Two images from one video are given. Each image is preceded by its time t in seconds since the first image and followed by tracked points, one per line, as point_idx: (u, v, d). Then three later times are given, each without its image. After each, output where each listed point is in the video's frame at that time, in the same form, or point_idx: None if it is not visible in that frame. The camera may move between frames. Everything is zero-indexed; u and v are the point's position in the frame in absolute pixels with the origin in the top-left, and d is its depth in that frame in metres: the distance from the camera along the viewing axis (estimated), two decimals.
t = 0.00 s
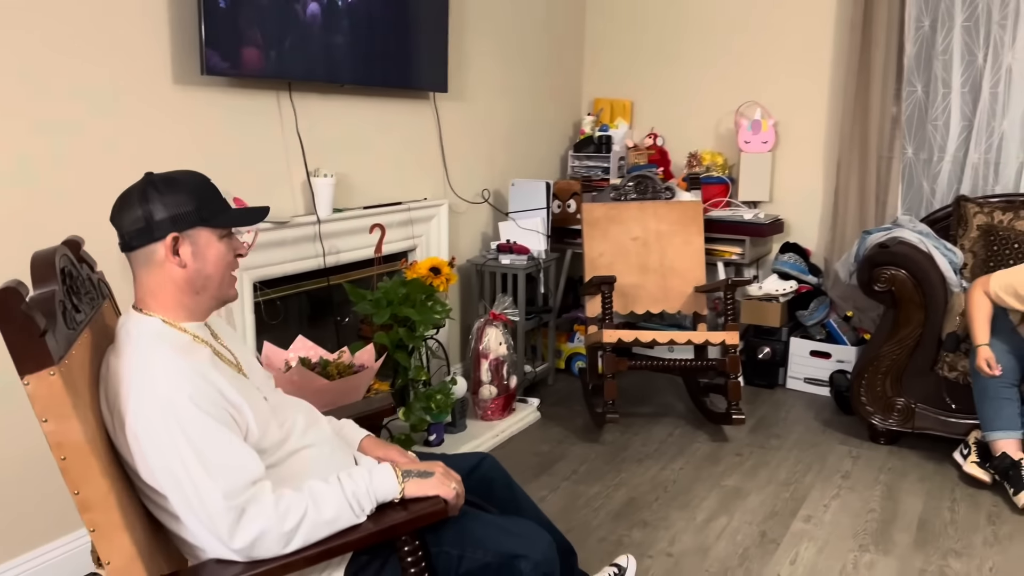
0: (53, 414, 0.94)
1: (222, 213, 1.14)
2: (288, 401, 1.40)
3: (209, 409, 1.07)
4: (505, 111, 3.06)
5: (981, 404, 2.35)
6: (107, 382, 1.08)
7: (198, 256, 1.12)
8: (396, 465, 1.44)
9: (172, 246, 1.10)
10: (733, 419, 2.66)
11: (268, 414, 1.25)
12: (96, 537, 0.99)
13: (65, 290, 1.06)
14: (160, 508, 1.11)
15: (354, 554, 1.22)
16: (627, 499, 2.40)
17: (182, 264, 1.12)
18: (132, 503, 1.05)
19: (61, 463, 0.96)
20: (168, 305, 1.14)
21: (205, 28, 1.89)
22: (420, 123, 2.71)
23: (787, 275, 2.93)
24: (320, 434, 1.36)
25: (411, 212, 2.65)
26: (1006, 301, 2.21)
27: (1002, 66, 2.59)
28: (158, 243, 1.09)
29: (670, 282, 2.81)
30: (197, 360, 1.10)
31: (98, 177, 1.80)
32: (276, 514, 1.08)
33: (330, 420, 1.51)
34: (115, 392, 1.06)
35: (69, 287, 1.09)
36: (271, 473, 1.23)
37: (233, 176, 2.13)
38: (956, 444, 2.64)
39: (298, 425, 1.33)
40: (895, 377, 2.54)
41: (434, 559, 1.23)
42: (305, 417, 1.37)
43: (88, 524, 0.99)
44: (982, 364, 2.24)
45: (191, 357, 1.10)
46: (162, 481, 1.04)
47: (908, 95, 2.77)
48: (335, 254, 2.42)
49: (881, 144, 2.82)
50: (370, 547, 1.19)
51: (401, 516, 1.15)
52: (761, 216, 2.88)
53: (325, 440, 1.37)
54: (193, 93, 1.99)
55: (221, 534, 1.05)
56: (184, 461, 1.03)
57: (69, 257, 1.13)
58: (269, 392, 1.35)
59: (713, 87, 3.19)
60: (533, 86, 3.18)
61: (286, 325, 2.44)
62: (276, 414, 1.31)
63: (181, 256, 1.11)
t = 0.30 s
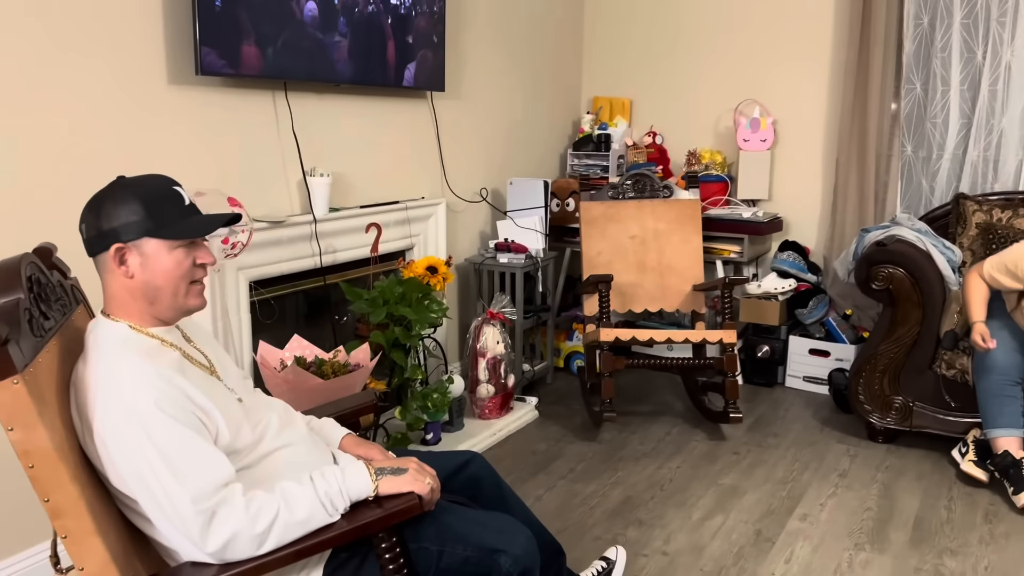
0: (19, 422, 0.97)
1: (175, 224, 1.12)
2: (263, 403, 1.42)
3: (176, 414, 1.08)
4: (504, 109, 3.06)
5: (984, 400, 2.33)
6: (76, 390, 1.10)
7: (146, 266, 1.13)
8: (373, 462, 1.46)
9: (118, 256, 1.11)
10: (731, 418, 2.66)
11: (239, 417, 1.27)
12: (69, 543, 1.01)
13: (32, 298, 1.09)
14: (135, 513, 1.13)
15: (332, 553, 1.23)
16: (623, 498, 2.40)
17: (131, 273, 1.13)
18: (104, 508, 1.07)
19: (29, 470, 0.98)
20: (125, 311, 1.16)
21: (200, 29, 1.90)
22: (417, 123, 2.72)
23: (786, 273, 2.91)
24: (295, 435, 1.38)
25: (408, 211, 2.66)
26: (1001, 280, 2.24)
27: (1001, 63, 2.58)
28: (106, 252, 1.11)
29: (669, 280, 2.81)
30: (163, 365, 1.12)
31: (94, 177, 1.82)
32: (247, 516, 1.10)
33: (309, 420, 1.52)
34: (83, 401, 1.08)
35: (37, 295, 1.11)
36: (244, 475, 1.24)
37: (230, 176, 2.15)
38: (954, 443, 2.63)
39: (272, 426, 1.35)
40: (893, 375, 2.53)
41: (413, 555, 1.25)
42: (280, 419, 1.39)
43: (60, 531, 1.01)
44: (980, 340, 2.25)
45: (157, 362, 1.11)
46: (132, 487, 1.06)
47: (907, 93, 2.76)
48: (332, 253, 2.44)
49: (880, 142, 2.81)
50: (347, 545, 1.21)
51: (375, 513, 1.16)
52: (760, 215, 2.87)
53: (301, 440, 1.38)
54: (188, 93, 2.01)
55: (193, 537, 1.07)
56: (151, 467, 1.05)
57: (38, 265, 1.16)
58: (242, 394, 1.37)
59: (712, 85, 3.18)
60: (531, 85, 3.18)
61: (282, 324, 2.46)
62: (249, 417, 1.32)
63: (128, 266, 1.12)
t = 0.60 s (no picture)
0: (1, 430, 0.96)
1: (113, 236, 1.09)
2: (250, 410, 1.41)
3: (160, 422, 1.08)
4: (485, 111, 3.06)
5: (969, 395, 2.32)
6: (59, 398, 1.09)
7: (96, 279, 1.12)
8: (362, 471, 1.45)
9: (70, 269, 1.12)
10: (714, 417, 2.67)
11: (225, 425, 1.26)
12: (51, 553, 1.00)
13: (16, 305, 1.08)
14: (119, 522, 1.12)
15: (318, 562, 1.23)
16: (608, 499, 2.40)
17: (85, 285, 1.13)
18: (88, 517, 1.06)
19: (12, 479, 0.97)
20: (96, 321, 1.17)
21: (176, 33, 1.88)
22: (398, 125, 2.71)
23: (768, 272, 2.92)
24: (281, 443, 1.37)
25: (390, 214, 2.65)
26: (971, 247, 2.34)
27: (978, 62, 2.60)
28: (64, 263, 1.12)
29: (651, 281, 2.82)
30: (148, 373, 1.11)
31: (69, 184, 1.80)
32: (232, 525, 1.09)
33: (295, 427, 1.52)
34: (66, 408, 1.07)
35: (22, 301, 1.11)
36: (230, 484, 1.23)
37: (208, 181, 2.13)
38: (935, 439, 2.65)
39: (259, 434, 1.34)
40: (874, 373, 2.54)
41: (400, 563, 1.24)
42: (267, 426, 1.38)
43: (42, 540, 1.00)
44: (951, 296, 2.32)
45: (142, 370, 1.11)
46: (117, 496, 1.05)
47: (885, 91, 2.78)
48: (313, 257, 2.43)
49: (859, 141, 2.82)
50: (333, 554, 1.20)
51: (362, 523, 1.16)
52: (742, 214, 2.88)
53: (288, 449, 1.38)
54: (164, 98, 1.99)
55: (178, 546, 1.06)
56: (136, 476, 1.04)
57: (23, 272, 1.15)
58: (229, 401, 1.36)
59: (692, 85, 3.19)
60: (513, 86, 3.18)
61: (263, 329, 2.44)
62: (235, 425, 1.32)
63: (81, 279, 1.12)
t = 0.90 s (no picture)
0: None
1: (72, 234, 1.07)
2: (193, 420, 1.37)
3: (105, 429, 1.04)
4: (412, 115, 3.03)
5: (885, 384, 2.40)
6: None
7: (49, 277, 1.09)
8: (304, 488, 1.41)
9: (24, 266, 1.09)
10: (644, 415, 2.71)
11: (170, 435, 1.22)
12: None
13: None
14: (54, 536, 1.05)
15: None
16: (542, 500, 2.41)
17: (38, 284, 1.10)
18: (20, 530, 0.99)
19: None
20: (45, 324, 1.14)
21: (85, 34, 1.79)
22: (322, 129, 2.66)
23: (694, 271, 3.02)
24: (226, 455, 1.33)
25: (316, 219, 2.60)
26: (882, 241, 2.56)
27: (891, 65, 2.73)
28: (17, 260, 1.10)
29: (582, 282, 2.85)
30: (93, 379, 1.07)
31: None
32: (176, 538, 1.04)
33: (237, 436, 1.47)
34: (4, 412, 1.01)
35: None
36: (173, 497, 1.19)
37: (122, 189, 2.04)
38: (854, 429, 2.75)
39: (203, 446, 1.30)
40: (797, 367, 2.61)
41: None
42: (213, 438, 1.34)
43: None
44: (880, 262, 2.49)
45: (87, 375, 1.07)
46: (54, 506, 0.99)
47: (803, 93, 2.86)
48: (237, 265, 2.35)
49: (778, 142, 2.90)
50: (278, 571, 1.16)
51: (307, 539, 1.13)
52: (667, 215, 2.94)
53: (232, 461, 1.34)
54: (72, 102, 1.89)
55: (117, 561, 1.00)
56: (77, 484, 0.99)
57: None
58: (174, 411, 1.31)
59: (618, 88, 3.23)
60: (440, 90, 3.16)
61: (186, 340, 2.36)
62: (180, 435, 1.27)
63: (35, 276, 1.10)
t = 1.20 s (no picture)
0: None
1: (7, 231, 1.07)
2: (112, 431, 1.32)
3: (24, 424, 1.01)
4: (312, 119, 2.98)
5: (776, 374, 2.51)
6: None
7: None
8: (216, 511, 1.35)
9: None
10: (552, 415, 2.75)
11: (88, 441, 1.18)
12: None
13: None
14: None
15: None
16: (452, 505, 2.40)
17: None
18: None
19: None
20: None
21: None
22: (216, 134, 2.57)
23: (598, 273, 3.07)
24: (140, 470, 1.28)
25: (211, 227, 2.51)
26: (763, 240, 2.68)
27: (776, 72, 2.86)
28: None
29: (488, 285, 2.86)
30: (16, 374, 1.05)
31: None
32: (84, 542, 0.98)
33: (152, 452, 1.39)
34: None
35: None
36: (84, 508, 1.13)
37: None
38: (751, 421, 2.87)
39: (121, 457, 1.26)
40: (697, 363, 2.71)
41: None
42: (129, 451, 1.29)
43: None
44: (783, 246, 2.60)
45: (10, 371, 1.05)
46: None
47: (696, 99, 2.96)
48: (127, 276, 2.23)
49: (674, 146, 2.99)
50: None
51: (225, 557, 1.08)
52: (571, 218, 2.98)
53: (147, 476, 1.29)
54: None
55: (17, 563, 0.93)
56: None
57: None
58: (93, 420, 1.26)
59: (520, 94, 3.27)
60: (338, 95, 3.11)
61: (74, 356, 2.23)
62: (97, 445, 1.22)
63: None
